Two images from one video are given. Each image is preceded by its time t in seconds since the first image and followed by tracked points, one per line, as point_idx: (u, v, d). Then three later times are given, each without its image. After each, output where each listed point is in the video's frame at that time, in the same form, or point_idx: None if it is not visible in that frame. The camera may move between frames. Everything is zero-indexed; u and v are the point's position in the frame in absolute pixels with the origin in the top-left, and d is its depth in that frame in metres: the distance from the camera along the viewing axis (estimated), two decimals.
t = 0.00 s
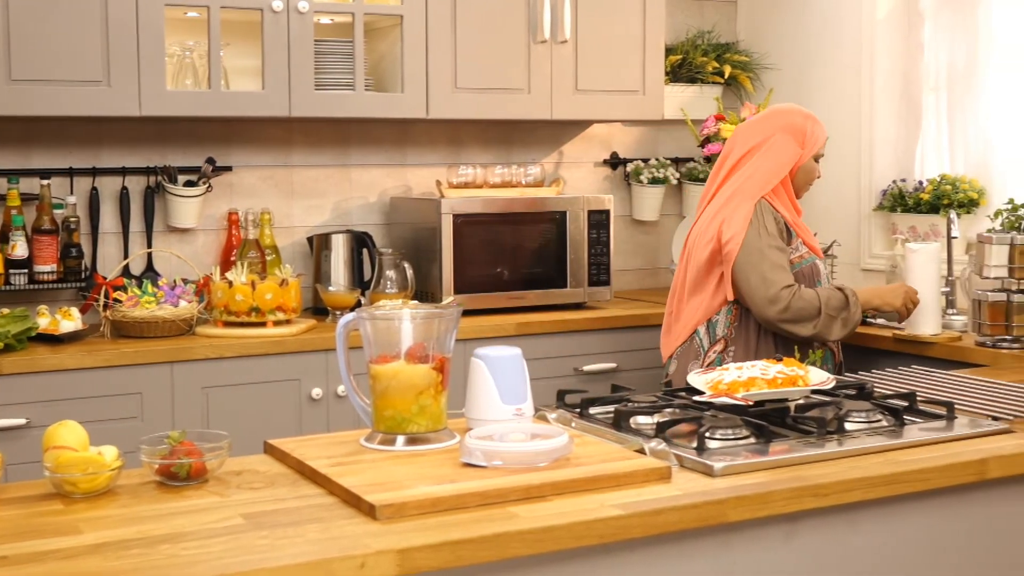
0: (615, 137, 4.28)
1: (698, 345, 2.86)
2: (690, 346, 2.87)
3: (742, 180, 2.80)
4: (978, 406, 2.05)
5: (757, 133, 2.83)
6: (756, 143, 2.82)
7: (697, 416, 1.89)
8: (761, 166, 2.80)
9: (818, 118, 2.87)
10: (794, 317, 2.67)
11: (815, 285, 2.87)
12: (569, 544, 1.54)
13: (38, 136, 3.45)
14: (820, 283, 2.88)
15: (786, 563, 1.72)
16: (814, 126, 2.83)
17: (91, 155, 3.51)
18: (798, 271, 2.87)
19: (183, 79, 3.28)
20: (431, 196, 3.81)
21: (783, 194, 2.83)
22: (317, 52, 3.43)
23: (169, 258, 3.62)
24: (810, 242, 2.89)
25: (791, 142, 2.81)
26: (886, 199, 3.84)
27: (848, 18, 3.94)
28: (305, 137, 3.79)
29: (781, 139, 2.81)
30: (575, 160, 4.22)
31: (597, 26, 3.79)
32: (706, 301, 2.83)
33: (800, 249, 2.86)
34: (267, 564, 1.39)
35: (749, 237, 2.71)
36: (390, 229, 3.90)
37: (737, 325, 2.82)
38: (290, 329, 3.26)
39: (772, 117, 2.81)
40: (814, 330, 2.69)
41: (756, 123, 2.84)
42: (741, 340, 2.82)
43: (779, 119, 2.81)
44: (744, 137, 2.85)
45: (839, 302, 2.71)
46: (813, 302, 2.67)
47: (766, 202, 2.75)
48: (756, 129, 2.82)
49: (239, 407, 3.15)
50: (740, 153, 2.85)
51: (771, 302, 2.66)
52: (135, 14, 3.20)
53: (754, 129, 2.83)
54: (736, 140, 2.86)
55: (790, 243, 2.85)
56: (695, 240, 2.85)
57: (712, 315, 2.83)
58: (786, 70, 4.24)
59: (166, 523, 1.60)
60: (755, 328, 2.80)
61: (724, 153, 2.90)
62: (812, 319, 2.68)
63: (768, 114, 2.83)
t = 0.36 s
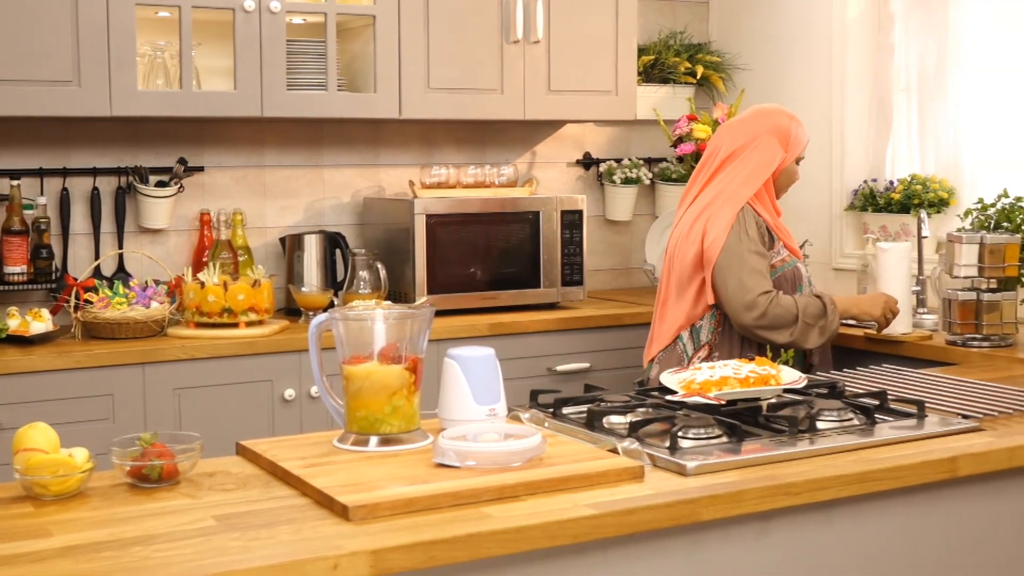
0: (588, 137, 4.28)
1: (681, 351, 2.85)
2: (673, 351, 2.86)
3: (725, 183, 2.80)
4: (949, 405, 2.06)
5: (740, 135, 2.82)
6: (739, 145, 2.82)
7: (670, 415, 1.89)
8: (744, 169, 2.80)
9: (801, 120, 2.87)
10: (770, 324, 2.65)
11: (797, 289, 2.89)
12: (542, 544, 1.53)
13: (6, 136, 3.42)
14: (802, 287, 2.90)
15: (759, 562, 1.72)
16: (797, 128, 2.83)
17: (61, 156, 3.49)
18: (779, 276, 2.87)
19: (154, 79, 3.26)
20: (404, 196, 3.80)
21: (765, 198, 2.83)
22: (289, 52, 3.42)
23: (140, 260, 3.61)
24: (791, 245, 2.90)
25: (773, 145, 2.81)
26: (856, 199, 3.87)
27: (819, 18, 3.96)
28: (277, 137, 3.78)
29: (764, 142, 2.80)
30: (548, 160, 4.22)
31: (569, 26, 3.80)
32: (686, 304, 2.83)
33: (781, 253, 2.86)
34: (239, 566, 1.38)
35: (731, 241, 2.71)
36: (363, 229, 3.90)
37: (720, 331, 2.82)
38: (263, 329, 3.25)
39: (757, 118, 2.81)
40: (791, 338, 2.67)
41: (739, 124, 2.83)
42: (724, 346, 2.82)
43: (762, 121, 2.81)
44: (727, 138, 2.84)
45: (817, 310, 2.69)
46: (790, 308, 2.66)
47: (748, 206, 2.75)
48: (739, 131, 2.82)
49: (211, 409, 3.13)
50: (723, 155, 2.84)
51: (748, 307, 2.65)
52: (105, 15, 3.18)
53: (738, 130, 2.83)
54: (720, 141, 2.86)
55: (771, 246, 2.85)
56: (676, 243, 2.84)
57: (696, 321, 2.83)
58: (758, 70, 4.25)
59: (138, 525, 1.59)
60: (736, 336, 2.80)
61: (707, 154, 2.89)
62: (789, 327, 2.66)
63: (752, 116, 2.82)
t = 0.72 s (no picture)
0: (563, 137, 4.29)
1: (659, 352, 2.85)
2: (651, 352, 2.86)
3: (707, 184, 2.80)
4: (922, 404, 2.07)
5: (722, 135, 2.83)
6: (720, 146, 2.82)
7: (645, 415, 1.89)
8: (726, 169, 2.80)
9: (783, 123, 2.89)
10: (745, 328, 2.65)
11: (777, 292, 2.89)
12: (517, 544, 1.53)
13: None
14: (782, 291, 2.89)
15: (735, 561, 1.72)
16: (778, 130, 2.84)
17: (33, 156, 3.47)
18: (759, 280, 2.87)
19: (126, 79, 3.25)
20: (379, 197, 3.80)
21: (745, 199, 2.83)
22: (263, 52, 3.41)
23: (114, 261, 3.59)
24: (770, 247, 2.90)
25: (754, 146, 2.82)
26: (830, 199, 3.90)
27: (792, 19, 3.98)
28: (251, 137, 3.76)
29: (745, 143, 2.81)
30: (523, 160, 4.22)
31: (543, 27, 3.80)
32: (663, 305, 2.82)
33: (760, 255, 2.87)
34: (213, 568, 1.37)
35: (712, 242, 2.71)
36: (338, 229, 3.89)
37: (699, 334, 2.82)
38: (237, 330, 3.24)
39: (738, 119, 2.82)
40: (765, 342, 2.67)
41: (721, 125, 2.84)
42: (703, 349, 2.82)
43: (743, 122, 2.82)
44: (708, 139, 2.85)
45: (793, 316, 2.69)
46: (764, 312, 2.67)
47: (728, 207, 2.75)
48: (720, 131, 2.83)
49: (186, 410, 3.12)
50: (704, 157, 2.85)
51: (723, 310, 2.65)
52: (77, 14, 3.17)
53: (719, 131, 2.83)
54: (701, 142, 2.86)
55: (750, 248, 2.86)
56: (656, 243, 2.84)
57: (675, 323, 2.83)
58: (731, 70, 4.27)
59: (112, 528, 1.58)
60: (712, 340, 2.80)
61: (688, 155, 2.90)
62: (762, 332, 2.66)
63: (734, 116, 2.83)
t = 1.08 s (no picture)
0: (539, 137, 4.29)
1: (636, 351, 2.85)
2: (627, 351, 2.86)
3: (684, 186, 2.80)
4: (896, 404, 2.08)
5: (697, 135, 2.83)
6: (696, 147, 2.81)
7: (621, 415, 1.90)
8: (703, 170, 2.80)
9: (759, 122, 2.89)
10: (735, 327, 2.66)
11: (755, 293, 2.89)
12: (494, 544, 1.52)
13: None
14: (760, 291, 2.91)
15: (713, 560, 1.72)
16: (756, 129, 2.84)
17: (6, 157, 3.44)
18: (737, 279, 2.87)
19: (101, 79, 3.23)
20: (355, 197, 3.79)
21: (722, 199, 2.83)
22: (239, 52, 3.40)
23: (88, 261, 3.57)
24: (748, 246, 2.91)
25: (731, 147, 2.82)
26: (805, 199, 3.92)
27: (766, 19, 4.00)
28: (226, 137, 3.75)
29: (723, 144, 2.81)
30: (499, 161, 4.22)
31: (519, 27, 3.81)
32: (644, 306, 2.82)
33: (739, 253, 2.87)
34: (188, 570, 1.36)
35: (695, 244, 2.71)
36: (314, 230, 3.88)
37: (677, 333, 2.82)
38: (212, 332, 3.23)
39: (716, 118, 2.81)
40: (755, 341, 2.68)
41: (698, 125, 2.83)
42: (680, 348, 2.82)
43: (718, 122, 2.81)
44: (686, 139, 2.84)
45: (780, 312, 2.72)
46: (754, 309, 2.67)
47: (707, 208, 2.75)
48: (699, 131, 2.82)
49: (162, 411, 3.11)
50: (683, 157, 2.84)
51: (714, 311, 2.64)
52: (50, 14, 3.15)
53: (697, 131, 2.82)
54: (676, 143, 2.86)
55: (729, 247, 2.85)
56: (636, 245, 2.83)
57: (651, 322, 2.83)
58: (707, 70, 4.28)
59: (87, 530, 1.56)
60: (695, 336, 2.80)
61: (663, 156, 2.89)
62: (754, 330, 2.67)
63: (709, 117, 2.83)
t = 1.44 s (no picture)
0: (518, 137, 4.29)
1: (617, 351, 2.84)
2: (608, 351, 2.85)
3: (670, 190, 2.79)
4: (875, 403, 2.09)
5: (673, 137, 2.81)
6: (674, 149, 2.80)
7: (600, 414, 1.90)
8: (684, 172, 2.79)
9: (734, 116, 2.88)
10: (764, 322, 2.71)
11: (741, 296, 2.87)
12: (474, 545, 1.52)
13: None
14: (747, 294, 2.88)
15: (692, 559, 1.73)
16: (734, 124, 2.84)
17: None
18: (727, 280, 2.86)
19: (77, 80, 3.22)
20: (333, 198, 3.79)
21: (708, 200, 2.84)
22: (217, 52, 3.39)
23: (65, 262, 3.56)
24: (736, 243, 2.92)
25: (712, 146, 2.82)
26: (784, 199, 3.94)
27: (743, 20, 4.01)
28: (204, 137, 3.74)
29: (704, 144, 2.80)
30: (478, 161, 4.22)
31: (498, 27, 3.81)
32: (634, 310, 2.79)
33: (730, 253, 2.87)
34: (166, 572, 1.35)
35: (693, 249, 2.71)
36: (293, 231, 3.88)
37: (659, 335, 2.81)
38: (191, 332, 3.22)
39: (687, 118, 2.79)
40: (782, 332, 2.75)
41: (676, 126, 2.81)
42: (661, 350, 2.81)
43: (691, 121, 2.80)
44: (667, 141, 2.82)
45: (796, 298, 2.79)
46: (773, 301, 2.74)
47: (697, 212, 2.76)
48: (678, 132, 2.80)
49: (141, 412, 3.10)
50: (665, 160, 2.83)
51: (738, 311, 2.69)
52: (26, 14, 3.13)
53: (673, 133, 2.81)
54: (655, 145, 2.84)
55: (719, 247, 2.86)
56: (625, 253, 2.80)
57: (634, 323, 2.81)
58: (686, 71, 4.29)
59: (64, 532, 1.55)
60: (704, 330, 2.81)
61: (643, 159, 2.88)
62: (780, 321, 2.74)
63: (682, 117, 2.81)
